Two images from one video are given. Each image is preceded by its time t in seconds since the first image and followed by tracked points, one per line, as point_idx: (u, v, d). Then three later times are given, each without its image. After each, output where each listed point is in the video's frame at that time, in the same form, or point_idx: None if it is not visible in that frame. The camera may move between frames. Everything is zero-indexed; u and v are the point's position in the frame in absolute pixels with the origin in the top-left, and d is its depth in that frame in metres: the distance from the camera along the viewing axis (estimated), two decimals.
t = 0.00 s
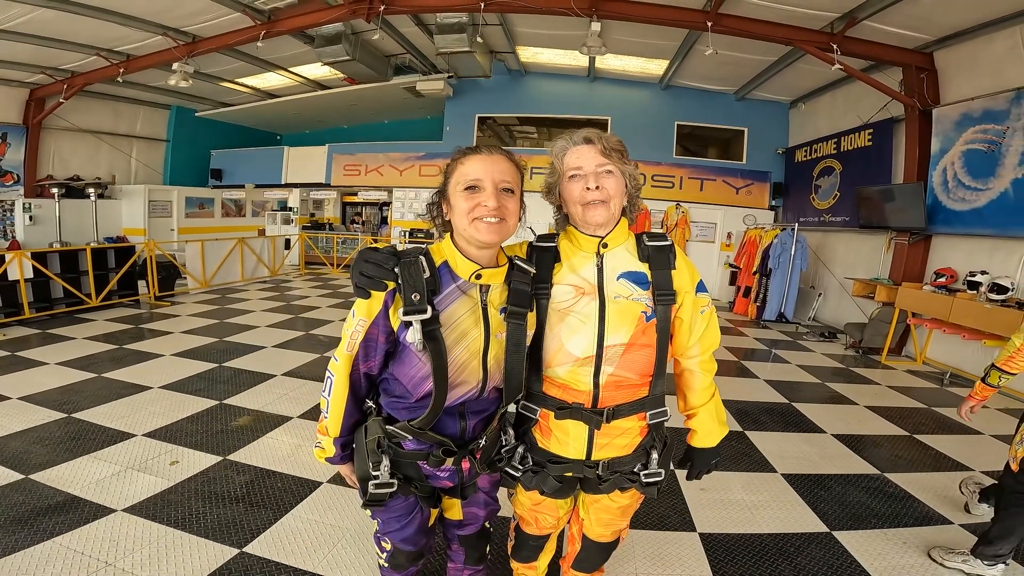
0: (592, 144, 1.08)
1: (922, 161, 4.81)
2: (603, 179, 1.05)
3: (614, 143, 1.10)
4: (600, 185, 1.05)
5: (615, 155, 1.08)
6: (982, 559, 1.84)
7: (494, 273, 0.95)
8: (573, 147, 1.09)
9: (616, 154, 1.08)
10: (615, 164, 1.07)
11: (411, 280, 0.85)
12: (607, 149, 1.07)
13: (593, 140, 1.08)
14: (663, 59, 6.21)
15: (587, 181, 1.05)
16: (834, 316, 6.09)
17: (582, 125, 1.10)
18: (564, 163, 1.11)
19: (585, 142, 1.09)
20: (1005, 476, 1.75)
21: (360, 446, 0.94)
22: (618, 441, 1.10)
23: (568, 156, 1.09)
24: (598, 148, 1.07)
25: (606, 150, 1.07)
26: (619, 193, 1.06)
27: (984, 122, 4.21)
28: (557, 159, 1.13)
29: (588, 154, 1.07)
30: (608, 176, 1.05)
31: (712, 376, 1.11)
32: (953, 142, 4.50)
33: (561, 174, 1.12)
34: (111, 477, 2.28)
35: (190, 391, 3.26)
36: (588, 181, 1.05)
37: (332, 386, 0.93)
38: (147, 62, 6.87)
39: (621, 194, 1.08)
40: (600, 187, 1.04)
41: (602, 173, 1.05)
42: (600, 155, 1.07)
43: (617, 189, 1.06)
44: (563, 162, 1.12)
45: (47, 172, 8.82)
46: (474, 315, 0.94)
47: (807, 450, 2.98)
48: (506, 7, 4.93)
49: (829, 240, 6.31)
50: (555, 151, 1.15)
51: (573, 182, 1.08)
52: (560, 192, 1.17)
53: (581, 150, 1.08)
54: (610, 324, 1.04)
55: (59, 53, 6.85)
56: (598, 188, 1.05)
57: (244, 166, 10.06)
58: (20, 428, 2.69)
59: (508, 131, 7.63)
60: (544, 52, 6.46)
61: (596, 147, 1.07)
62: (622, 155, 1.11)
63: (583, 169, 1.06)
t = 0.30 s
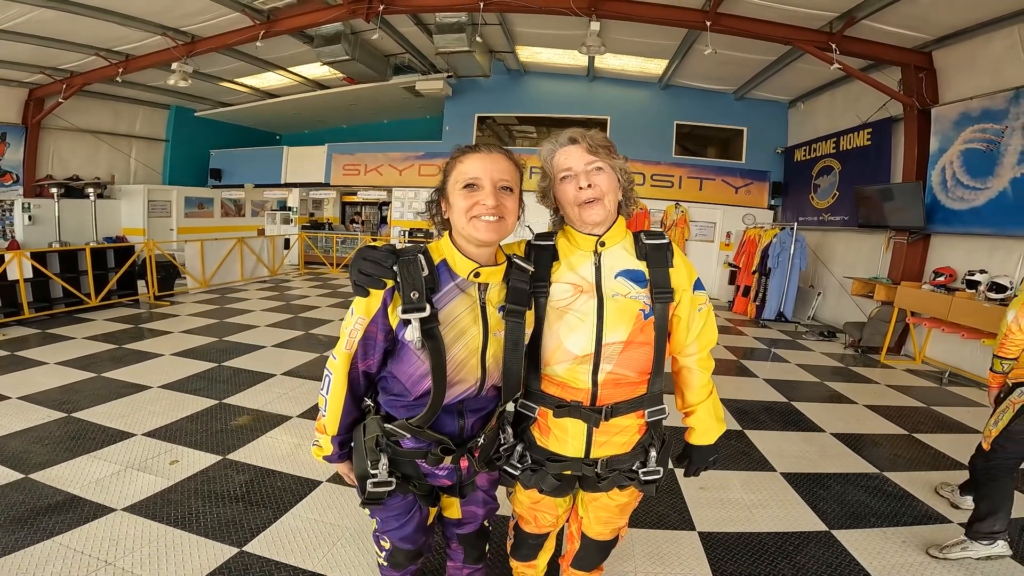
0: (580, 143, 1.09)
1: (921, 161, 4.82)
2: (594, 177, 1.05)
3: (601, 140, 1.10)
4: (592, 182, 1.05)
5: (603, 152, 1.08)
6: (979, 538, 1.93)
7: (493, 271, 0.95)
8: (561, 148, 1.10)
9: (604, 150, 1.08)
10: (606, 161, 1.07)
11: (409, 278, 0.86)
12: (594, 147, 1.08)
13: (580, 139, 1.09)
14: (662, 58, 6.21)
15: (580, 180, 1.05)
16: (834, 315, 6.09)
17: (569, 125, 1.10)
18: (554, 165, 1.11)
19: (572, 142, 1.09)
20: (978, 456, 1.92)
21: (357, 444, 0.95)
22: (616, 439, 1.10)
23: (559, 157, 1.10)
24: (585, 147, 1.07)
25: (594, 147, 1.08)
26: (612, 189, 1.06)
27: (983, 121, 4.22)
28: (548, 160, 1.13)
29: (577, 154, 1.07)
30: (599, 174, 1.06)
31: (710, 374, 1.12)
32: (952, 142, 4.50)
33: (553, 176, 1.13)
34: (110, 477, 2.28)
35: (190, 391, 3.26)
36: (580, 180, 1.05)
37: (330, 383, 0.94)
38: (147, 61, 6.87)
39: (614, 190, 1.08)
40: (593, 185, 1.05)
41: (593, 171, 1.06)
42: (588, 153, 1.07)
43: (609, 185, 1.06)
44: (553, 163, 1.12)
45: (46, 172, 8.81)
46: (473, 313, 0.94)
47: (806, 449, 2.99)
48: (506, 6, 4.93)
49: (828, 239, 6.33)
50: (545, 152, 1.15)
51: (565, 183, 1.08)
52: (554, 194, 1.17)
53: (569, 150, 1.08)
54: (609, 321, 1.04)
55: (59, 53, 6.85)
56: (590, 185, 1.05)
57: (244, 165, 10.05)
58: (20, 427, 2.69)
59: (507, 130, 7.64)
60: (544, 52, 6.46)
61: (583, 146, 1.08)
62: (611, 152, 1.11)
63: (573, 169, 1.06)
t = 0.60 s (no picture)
0: (578, 144, 1.08)
1: (920, 160, 4.81)
2: (592, 179, 1.04)
3: (601, 141, 1.09)
4: (590, 184, 1.05)
5: (602, 153, 1.07)
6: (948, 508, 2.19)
7: (493, 273, 0.95)
8: (559, 150, 1.10)
9: (603, 151, 1.07)
10: (604, 162, 1.07)
11: (408, 280, 0.85)
12: (593, 148, 1.07)
13: (578, 140, 1.08)
14: (661, 58, 6.21)
15: (578, 182, 1.05)
16: (834, 315, 6.09)
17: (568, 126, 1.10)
18: (553, 166, 1.11)
19: (570, 143, 1.09)
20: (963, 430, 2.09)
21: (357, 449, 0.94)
22: (618, 441, 1.10)
23: (557, 159, 1.09)
24: (583, 148, 1.07)
25: (593, 149, 1.07)
26: (611, 191, 1.06)
27: (982, 120, 4.22)
28: (546, 162, 1.13)
29: (575, 155, 1.07)
30: (597, 175, 1.05)
31: (712, 375, 1.11)
32: (951, 141, 4.50)
33: (552, 178, 1.12)
34: (110, 479, 2.27)
35: (189, 392, 3.25)
36: (578, 182, 1.05)
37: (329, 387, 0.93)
38: (146, 62, 6.86)
39: (613, 191, 1.07)
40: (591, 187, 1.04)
41: (591, 172, 1.05)
42: (586, 154, 1.06)
43: (608, 187, 1.05)
44: (552, 165, 1.12)
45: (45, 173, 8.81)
46: (472, 316, 0.94)
47: (806, 449, 2.98)
48: (504, 7, 4.93)
49: (827, 239, 6.34)
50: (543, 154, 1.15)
51: (563, 185, 1.08)
52: (553, 195, 1.16)
53: (567, 152, 1.08)
54: (609, 323, 1.04)
55: (58, 54, 6.84)
56: (589, 187, 1.04)
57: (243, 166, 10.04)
58: (20, 429, 2.69)
59: (506, 131, 7.63)
60: (543, 52, 6.46)
61: (581, 147, 1.07)
62: (610, 152, 1.10)
63: (571, 171, 1.06)
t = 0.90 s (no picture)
0: (577, 142, 1.05)
1: (922, 160, 4.78)
2: (592, 179, 1.01)
3: (601, 139, 1.06)
4: (590, 184, 1.01)
5: (603, 151, 1.04)
6: (966, 511, 2.14)
7: (488, 277, 0.92)
8: (558, 148, 1.06)
9: (604, 150, 1.04)
10: (605, 161, 1.03)
11: (398, 286, 0.82)
12: (593, 146, 1.04)
13: (577, 138, 1.05)
14: (661, 58, 6.18)
15: (577, 182, 1.01)
16: (835, 315, 6.06)
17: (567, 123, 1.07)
18: (551, 166, 1.08)
19: (569, 142, 1.06)
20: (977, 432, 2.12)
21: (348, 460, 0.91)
22: (619, 450, 1.07)
23: (556, 158, 1.06)
24: (582, 147, 1.04)
25: (593, 147, 1.04)
26: (611, 191, 1.02)
27: (984, 119, 4.19)
28: (545, 161, 1.10)
29: (574, 153, 1.03)
30: (597, 175, 1.01)
31: (716, 381, 1.08)
32: (953, 140, 4.47)
33: (551, 177, 1.09)
34: (103, 483, 2.24)
35: (185, 395, 3.22)
36: (577, 182, 1.02)
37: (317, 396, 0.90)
38: (143, 62, 6.83)
39: (614, 192, 1.04)
40: (591, 188, 1.01)
41: (591, 172, 1.02)
42: (586, 153, 1.03)
43: (608, 187, 1.02)
44: (550, 163, 1.09)
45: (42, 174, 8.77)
46: (467, 321, 0.90)
47: (809, 452, 2.95)
48: (503, 6, 4.90)
49: (828, 238, 6.31)
50: (541, 153, 1.12)
51: (562, 185, 1.05)
52: (551, 196, 1.13)
53: (566, 151, 1.05)
54: (609, 329, 1.00)
55: (55, 54, 6.81)
56: (588, 188, 1.01)
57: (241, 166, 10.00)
58: (13, 433, 2.65)
59: (506, 131, 7.59)
60: (542, 52, 6.43)
61: (581, 145, 1.04)
62: (612, 151, 1.07)
63: (571, 171, 1.03)
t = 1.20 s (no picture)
0: (578, 143, 0.98)
1: (927, 160, 4.71)
2: (594, 186, 0.94)
3: (605, 140, 0.99)
4: (592, 191, 0.94)
5: (607, 154, 0.97)
6: None
7: (478, 295, 0.85)
8: (558, 150, 1.00)
9: (608, 153, 0.97)
10: (608, 165, 0.96)
11: (374, 307, 0.75)
12: (596, 148, 0.97)
13: (578, 139, 0.99)
14: (662, 57, 6.12)
15: (577, 189, 0.95)
16: (838, 317, 5.99)
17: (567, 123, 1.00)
18: (550, 170, 1.02)
19: (570, 143, 0.99)
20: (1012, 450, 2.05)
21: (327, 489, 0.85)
22: (621, 476, 1.00)
23: (554, 161, 1.00)
24: (584, 149, 0.97)
25: (596, 149, 0.97)
26: (615, 198, 0.95)
27: (990, 119, 4.12)
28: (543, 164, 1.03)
29: (574, 156, 0.97)
30: (600, 181, 0.95)
31: (726, 403, 1.01)
32: (958, 140, 4.40)
33: (549, 182, 1.03)
34: (89, 492, 2.17)
35: (176, 401, 3.15)
36: (577, 188, 0.95)
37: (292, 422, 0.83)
38: (138, 62, 6.75)
39: (618, 200, 0.97)
40: (593, 196, 0.94)
41: (593, 178, 0.95)
42: (588, 156, 0.96)
43: (612, 195, 0.95)
44: (549, 167, 1.02)
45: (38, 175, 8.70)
46: (454, 343, 0.84)
47: (815, 459, 2.88)
48: (502, 4, 4.82)
49: (831, 239, 6.25)
50: (538, 155, 1.05)
51: (561, 191, 0.98)
52: (549, 202, 1.07)
53: (566, 153, 0.98)
54: (611, 350, 0.94)
55: (49, 55, 6.74)
56: (589, 196, 0.94)
57: (239, 167, 9.94)
58: None
59: (505, 131, 7.50)
60: (542, 51, 6.36)
61: (582, 147, 0.97)
62: (616, 153, 1.00)
63: (570, 175, 0.96)
